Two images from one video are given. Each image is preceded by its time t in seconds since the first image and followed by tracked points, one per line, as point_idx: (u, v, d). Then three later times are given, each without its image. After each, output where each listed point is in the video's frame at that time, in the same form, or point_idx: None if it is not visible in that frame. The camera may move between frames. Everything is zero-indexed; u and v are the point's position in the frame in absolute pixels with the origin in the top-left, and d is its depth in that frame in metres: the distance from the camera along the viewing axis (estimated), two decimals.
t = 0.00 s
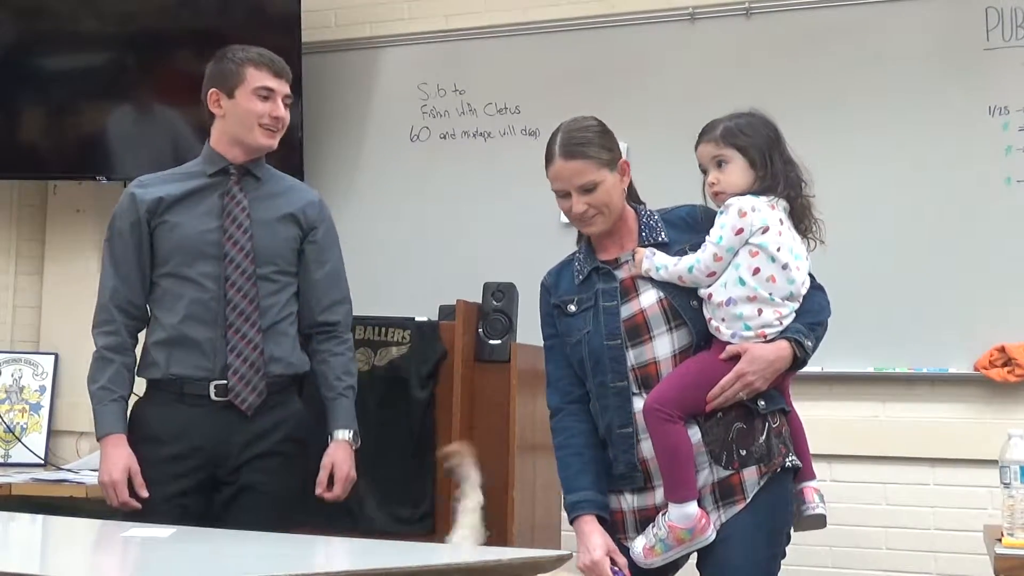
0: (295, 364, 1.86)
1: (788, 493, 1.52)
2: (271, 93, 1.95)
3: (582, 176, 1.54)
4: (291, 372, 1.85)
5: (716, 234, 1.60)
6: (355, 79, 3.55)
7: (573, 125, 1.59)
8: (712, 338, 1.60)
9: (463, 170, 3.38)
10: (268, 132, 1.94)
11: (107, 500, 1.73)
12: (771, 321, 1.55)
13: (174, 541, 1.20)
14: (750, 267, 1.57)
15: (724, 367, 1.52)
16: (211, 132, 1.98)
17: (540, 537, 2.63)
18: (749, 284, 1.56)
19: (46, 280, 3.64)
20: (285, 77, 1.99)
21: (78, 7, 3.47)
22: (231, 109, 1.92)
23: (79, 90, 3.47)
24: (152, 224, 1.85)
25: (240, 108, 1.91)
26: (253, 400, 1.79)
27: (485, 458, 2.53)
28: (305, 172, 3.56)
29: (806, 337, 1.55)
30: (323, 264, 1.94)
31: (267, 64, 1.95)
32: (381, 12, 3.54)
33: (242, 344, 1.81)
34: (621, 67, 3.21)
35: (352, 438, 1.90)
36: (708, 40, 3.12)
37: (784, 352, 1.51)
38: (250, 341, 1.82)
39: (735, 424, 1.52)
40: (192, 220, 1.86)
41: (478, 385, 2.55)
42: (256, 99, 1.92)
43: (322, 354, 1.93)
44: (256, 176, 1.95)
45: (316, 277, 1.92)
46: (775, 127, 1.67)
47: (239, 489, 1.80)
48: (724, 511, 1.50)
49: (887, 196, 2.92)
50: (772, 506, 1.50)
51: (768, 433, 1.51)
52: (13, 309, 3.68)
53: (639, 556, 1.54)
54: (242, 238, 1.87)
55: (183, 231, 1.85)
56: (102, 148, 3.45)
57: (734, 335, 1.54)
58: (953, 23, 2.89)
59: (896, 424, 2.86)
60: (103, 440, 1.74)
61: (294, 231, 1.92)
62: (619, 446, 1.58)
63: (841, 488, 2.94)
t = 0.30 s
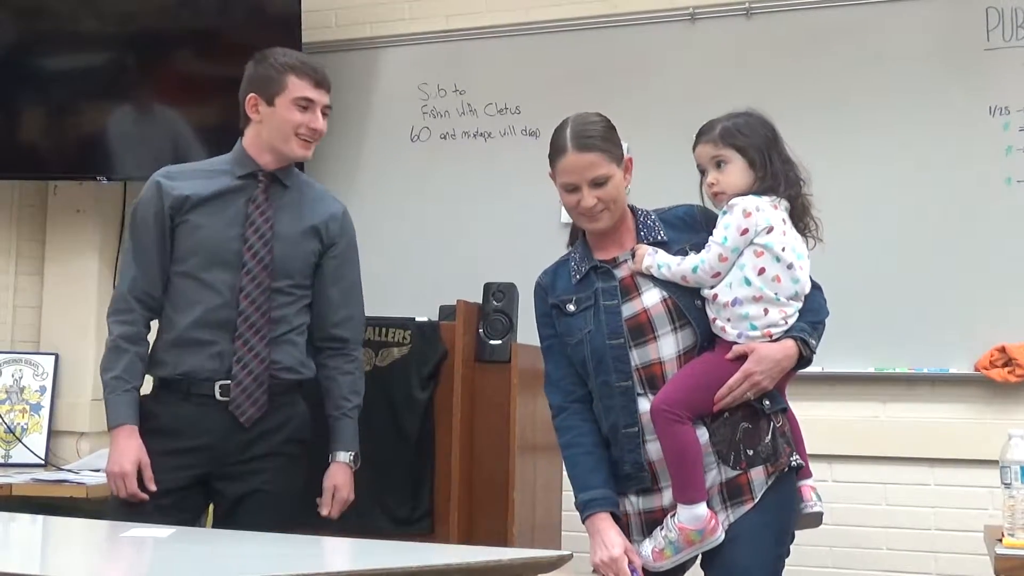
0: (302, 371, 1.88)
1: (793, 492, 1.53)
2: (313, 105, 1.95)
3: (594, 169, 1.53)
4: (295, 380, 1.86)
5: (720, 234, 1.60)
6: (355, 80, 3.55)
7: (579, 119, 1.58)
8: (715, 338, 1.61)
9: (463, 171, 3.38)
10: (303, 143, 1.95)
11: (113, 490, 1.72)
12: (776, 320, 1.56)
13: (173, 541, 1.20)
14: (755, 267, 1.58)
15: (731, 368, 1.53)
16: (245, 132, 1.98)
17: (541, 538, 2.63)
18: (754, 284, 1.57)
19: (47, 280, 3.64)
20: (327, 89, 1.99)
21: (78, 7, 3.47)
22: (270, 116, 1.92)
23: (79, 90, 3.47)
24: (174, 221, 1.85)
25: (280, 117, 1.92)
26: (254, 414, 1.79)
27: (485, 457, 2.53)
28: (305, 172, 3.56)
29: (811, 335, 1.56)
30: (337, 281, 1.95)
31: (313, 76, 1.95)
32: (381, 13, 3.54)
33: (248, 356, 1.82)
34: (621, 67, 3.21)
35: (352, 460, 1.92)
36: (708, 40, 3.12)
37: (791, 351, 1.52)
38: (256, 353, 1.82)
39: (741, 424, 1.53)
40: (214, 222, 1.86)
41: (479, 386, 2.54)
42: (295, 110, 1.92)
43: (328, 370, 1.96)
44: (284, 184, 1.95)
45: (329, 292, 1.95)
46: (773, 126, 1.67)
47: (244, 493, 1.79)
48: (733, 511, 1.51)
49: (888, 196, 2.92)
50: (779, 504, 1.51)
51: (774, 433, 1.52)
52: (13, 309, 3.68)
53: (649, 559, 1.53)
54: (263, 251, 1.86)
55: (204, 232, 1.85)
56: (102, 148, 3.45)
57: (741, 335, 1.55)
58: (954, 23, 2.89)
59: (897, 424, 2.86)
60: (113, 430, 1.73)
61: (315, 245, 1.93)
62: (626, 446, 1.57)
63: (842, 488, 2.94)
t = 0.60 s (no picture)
0: (304, 372, 1.88)
1: (799, 490, 1.55)
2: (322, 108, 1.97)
3: (600, 166, 1.53)
4: (297, 380, 1.86)
5: (726, 235, 1.59)
6: (356, 80, 3.55)
7: (581, 119, 1.58)
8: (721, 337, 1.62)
9: (464, 171, 3.38)
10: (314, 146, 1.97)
11: (154, 487, 1.73)
12: (783, 320, 1.57)
13: (174, 541, 1.20)
14: (762, 267, 1.58)
15: (738, 367, 1.53)
16: (253, 134, 1.98)
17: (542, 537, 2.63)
18: (761, 284, 1.57)
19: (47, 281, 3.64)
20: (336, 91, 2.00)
21: (78, 7, 3.47)
22: (280, 120, 1.93)
23: (80, 90, 3.47)
24: (185, 214, 1.85)
25: (292, 120, 1.93)
26: (260, 411, 1.79)
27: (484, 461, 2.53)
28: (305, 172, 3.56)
29: (817, 333, 1.58)
30: (341, 281, 1.96)
31: (323, 79, 1.96)
32: (382, 13, 3.54)
33: (256, 351, 1.82)
34: (622, 67, 3.21)
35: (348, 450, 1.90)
36: (708, 40, 3.12)
37: (797, 350, 1.53)
38: (265, 351, 1.83)
39: (749, 423, 1.54)
40: (225, 216, 1.87)
41: (478, 385, 2.53)
42: (306, 114, 1.93)
43: (328, 367, 1.93)
44: (291, 184, 1.96)
45: (333, 291, 1.95)
46: (776, 126, 1.67)
47: (244, 496, 1.79)
48: (742, 510, 1.51)
49: (889, 196, 2.91)
50: (786, 503, 1.52)
51: (780, 431, 1.54)
52: (14, 309, 3.68)
53: (660, 560, 1.53)
54: (273, 248, 1.87)
55: (214, 226, 1.85)
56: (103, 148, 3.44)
57: (748, 335, 1.56)
58: (955, 22, 2.89)
59: (898, 424, 2.86)
60: (150, 429, 1.73)
61: (321, 245, 1.93)
62: (636, 446, 1.58)
63: (842, 488, 2.94)
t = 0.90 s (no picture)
0: (303, 371, 1.86)
1: (799, 492, 1.54)
2: (253, 88, 1.92)
3: (612, 164, 1.53)
4: (296, 380, 1.85)
5: (729, 234, 1.59)
6: (355, 80, 3.55)
7: (593, 116, 1.58)
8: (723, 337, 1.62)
9: (462, 170, 3.38)
10: (249, 127, 1.91)
11: (155, 474, 1.71)
12: (785, 320, 1.57)
13: (173, 542, 1.20)
14: (764, 267, 1.59)
15: (738, 367, 1.53)
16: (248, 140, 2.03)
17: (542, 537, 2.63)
18: (763, 284, 1.57)
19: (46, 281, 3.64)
20: (276, 71, 1.94)
21: (77, 7, 3.47)
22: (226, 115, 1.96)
23: (79, 90, 3.47)
24: (171, 220, 1.86)
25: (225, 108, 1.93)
26: (264, 405, 1.80)
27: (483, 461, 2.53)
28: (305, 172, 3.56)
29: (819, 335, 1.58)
30: (339, 272, 1.93)
31: (252, 61, 1.93)
32: (381, 13, 3.54)
33: (253, 348, 1.82)
34: (621, 67, 3.21)
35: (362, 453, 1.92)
36: (708, 40, 3.12)
37: (798, 351, 1.53)
38: (261, 345, 1.82)
39: (748, 423, 1.54)
40: (211, 218, 1.87)
41: (478, 385, 2.54)
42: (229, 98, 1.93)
43: (334, 363, 1.93)
44: (276, 178, 1.95)
45: (330, 283, 1.92)
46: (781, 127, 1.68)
47: (244, 497, 1.80)
48: (740, 510, 1.51)
49: (889, 196, 2.91)
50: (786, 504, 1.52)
51: (781, 432, 1.53)
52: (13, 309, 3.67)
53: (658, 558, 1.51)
54: (258, 243, 1.86)
55: (201, 229, 1.85)
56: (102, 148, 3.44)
57: (750, 335, 1.56)
58: (954, 23, 2.89)
59: (897, 423, 2.86)
60: (145, 417, 1.73)
61: (313, 237, 1.91)
62: (637, 443, 1.58)
63: (841, 488, 2.94)
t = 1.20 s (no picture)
0: (300, 370, 1.85)
1: (796, 493, 1.54)
2: (220, 85, 1.95)
3: (616, 156, 1.54)
4: (296, 381, 1.84)
5: (728, 234, 1.60)
6: (355, 80, 3.55)
7: (604, 112, 1.60)
8: (721, 337, 1.62)
9: (462, 170, 3.38)
10: (217, 123, 1.94)
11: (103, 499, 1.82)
12: (780, 322, 1.56)
13: (171, 542, 1.20)
14: (761, 267, 1.59)
15: (733, 367, 1.53)
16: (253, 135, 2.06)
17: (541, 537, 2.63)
18: (760, 284, 1.57)
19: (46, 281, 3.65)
20: (242, 67, 1.96)
21: (77, 7, 3.47)
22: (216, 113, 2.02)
23: (79, 90, 3.47)
24: (171, 226, 1.93)
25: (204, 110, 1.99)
26: (258, 406, 1.80)
27: (483, 464, 2.52)
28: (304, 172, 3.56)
29: (815, 338, 1.55)
30: (335, 268, 1.91)
31: (222, 60, 1.98)
32: (381, 13, 3.55)
33: (245, 348, 1.83)
34: (622, 67, 3.21)
35: (347, 453, 1.87)
36: (708, 40, 3.12)
37: (792, 352, 1.52)
38: (253, 345, 1.83)
39: (743, 423, 1.53)
40: (206, 222, 1.91)
41: (479, 384, 2.53)
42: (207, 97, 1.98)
43: (332, 360, 1.90)
44: (270, 176, 1.97)
45: (326, 280, 1.90)
46: (790, 130, 1.69)
47: (244, 497, 1.78)
48: (733, 511, 1.50)
49: (888, 196, 2.91)
50: (781, 504, 1.51)
51: (776, 433, 1.52)
52: (13, 309, 3.68)
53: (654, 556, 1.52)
54: (249, 244, 1.88)
55: (197, 233, 1.90)
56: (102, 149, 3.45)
57: (744, 335, 1.56)
58: (954, 23, 2.89)
59: (896, 424, 2.86)
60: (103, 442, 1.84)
61: (307, 234, 1.90)
62: (632, 439, 1.59)
63: (840, 489, 2.94)
